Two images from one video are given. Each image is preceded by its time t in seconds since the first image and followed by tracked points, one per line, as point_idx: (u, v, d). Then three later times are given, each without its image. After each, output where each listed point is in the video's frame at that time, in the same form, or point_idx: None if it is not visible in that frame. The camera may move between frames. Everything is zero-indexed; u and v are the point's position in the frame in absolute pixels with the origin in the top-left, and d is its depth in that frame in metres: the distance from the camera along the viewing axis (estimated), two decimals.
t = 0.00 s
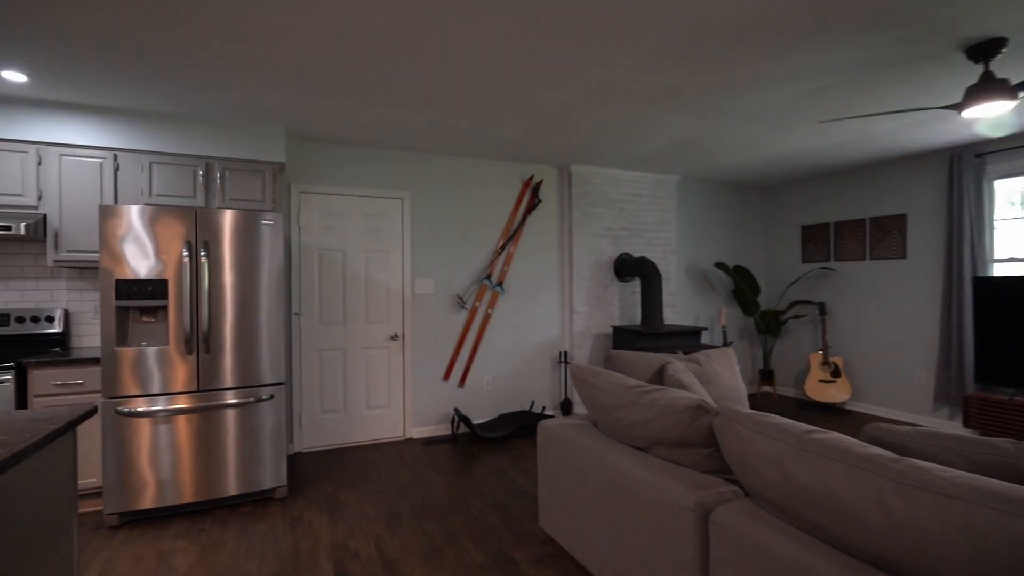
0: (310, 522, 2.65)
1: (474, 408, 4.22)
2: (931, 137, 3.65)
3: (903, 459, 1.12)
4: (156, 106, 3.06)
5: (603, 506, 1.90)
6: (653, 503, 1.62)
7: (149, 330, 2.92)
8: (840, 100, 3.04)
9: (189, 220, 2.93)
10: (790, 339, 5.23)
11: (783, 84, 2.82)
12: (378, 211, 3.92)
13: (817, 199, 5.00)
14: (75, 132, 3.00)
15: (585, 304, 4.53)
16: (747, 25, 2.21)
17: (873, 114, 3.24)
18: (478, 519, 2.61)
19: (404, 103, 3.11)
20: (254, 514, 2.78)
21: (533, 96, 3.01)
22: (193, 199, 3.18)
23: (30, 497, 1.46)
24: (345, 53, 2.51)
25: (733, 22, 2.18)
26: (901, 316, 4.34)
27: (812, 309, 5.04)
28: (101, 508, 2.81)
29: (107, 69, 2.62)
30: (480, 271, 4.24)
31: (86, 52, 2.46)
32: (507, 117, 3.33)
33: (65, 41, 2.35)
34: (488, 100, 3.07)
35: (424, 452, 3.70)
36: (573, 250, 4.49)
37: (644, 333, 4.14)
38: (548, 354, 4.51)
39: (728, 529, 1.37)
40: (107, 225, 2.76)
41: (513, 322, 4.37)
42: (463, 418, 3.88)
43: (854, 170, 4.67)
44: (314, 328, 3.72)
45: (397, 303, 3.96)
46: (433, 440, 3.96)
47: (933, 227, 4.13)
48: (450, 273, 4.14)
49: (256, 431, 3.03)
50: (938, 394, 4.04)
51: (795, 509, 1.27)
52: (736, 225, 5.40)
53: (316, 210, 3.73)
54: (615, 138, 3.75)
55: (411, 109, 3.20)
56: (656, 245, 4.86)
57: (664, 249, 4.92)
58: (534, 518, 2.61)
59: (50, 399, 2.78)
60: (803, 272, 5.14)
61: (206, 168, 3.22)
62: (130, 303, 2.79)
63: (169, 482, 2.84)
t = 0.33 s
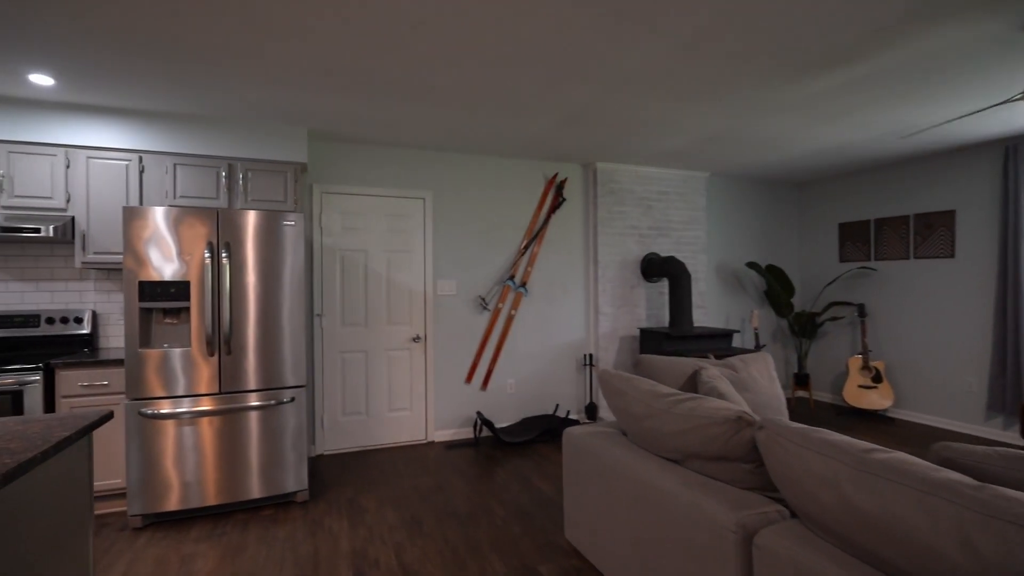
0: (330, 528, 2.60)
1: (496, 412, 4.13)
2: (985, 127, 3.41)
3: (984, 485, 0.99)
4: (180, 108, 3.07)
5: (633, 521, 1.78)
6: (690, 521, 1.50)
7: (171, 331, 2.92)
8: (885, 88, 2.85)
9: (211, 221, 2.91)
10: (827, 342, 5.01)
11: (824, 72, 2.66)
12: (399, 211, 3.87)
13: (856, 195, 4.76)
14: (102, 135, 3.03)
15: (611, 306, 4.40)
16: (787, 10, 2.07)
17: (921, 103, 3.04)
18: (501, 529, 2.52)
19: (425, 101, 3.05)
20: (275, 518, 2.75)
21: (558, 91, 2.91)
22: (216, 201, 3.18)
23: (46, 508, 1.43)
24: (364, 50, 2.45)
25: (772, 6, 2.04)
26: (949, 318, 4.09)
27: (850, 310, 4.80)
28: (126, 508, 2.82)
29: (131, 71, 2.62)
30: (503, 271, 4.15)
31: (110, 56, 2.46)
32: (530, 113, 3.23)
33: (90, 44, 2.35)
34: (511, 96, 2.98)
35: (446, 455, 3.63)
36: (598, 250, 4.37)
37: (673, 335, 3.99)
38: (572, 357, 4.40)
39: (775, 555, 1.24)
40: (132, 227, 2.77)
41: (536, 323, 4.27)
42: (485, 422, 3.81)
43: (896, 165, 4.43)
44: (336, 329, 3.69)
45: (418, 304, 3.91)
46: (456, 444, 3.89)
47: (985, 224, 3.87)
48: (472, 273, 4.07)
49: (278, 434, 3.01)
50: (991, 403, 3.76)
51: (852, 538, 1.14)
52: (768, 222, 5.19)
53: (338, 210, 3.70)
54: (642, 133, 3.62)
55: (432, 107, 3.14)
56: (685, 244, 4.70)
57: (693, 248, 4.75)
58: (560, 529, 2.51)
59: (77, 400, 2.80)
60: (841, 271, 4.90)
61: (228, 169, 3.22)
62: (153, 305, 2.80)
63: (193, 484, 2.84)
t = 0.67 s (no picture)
0: (347, 534, 2.54)
1: (517, 415, 4.05)
2: None
3: None
4: (199, 109, 3.06)
5: (664, 538, 1.67)
6: (728, 543, 1.38)
7: (190, 332, 2.91)
8: (933, 74, 2.67)
9: (230, 221, 2.89)
10: (863, 345, 4.78)
11: (866, 58, 2.49)
12: (419, 211, 3.81)
13: (895, 191, 4.53)
14: (125, 137, 3.04)
15: (635, 307, 4.27)
16: None
17: (972, 90, 2.84)
18: (522, 539, 2.43)
19: (443, 98, 2.98)
20: (292, 522, 2.71)
21: (581, 85, 2.80)
22: (236, 201, 3.17)
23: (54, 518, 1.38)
24: (380, 46, 2.38)
25: None
26: (998, 320, 3.85)
27: (889, 312, 4.57)
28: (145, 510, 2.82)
29: (151, 72, 2.61)
30: (524, 271, 4.06)
31: (129, 56, 2.45)
32: (552, 109, 3.14)
33: (108, 46, 2.35)
34: (531, 91, 2.89)
35: (466, 459, 3.56)
36: (621, 249, 4.24)
37: (700, 337, 3.83)
38: (596, 359, 4.28)
39: None
40: (152, 228, 2.76)
41: (558, 325, 4.17)
42: (506, 426, 3.72)
43: (939, 158, 4.19)
44: (355, 330, 3.65)
45: (438, 305, 3.84)
46: (476, 448, 3.81)
47: None
48: (493, 274, 3.99)
49: (297, 437, 2.97)
50: None
51: (919, 571, 1.01)
52: (800, 220, 4.99)
53: (357, 210, 3.66)
54: (668, 128, 3.49)
55: (451, 103, 3.06)
56: (713, 243, 4.54)
57: (721, 247, 4.58)
58: (584, 540, 2.40)
59: (98, 400, 2.81)
60: (878, 271, 4.67)
61: (248, 169, 3.20)
62: (172, 306, 2.79)
63: (213, 486, 2.82)
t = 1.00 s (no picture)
0: (362, 541, 2.48)
1: (537, 418, 3.95)
2: None
3: None
4: (216, 108, 3.04)
5: (694, 558, 1.55)
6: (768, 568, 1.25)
7: (205, 333, 2.88)
8: (984, 60, 2.48)
9: (247, 221, 2.85)
10: (901, 348, 4.55)
11: (911, 45, 2.32)
12: (438, 210, 3.74)
13: (935, 186, 4.30)
14: (143, 138, 3.03)
15: (659, 308, 4.13)
16: None
17: None
18: (542, 550, 2.33)
19: (461, 94, 2.89)
20: (307, 527, 2.66)
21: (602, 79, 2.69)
22: (253, 200, 3.15)
23: (60, 529, 1.34)
24: (394, 42, 2.31)
25: None
26: None
27: (930, 313, 4.33)
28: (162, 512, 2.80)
29: (166, 72, 2.59)
30: (544, 271, 3.96)
31: (144, 56, 2.42)
32: (572, 103, 3.03)
33: (123, 46, 2.33)
34: (551, 85, 2.78)
35: (484, 464, 3.47)
36: (645, 249, 4.11)
37: (728, 340, 3.67)
38: (618, 361, 4.16)
39: None
40: (169, 228, 2.74)
41: (579, 326, 4.05)
42: (526, 430, 3.62)
43: (985, 151, 3.95)
44: (372, 331, 3.59)
45: (456, 305, 3.76)
46: (495, 452, 3.72)
47: None
48: (512, 273, 3.90)
49: (314, 441, 2.92)
50: None
51: None
52: (833, 217, 4.77)
53: (374, 209, 3.61)
54: (694, 122, 3.35)
55: (468, 100, 2.98)
56: (740, 242, 4.37)
57: (749, 246, 4.41)
58: (607, 553, 2.29)
59: (116, 401, 2.80)
60: (918, 270, 4.43)
61: (264, 168, 3.17)
62: (187, 306, 2.76)
63: (231, 490, 2.79)
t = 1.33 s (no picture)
0: (375, 549, 2.41)
1: (557, 423, 3.84)
2: None
3: None
4: (230, 107, 3.00)
5: None
6: None
7: (218, 334, 2.85)
8: None
9: (261, 220, 2.81)
10: (942, 351, 4.31)
11: (958, 29, 2.15)
12: (454, 209, 3.66)
13: (980, 181, 4.06)
14: (160, 138, 3.02)
15: (683, 309, 3.98)
16: None
17: None
18: (561, 563, 2.23)
19: (475, 89, 2.81)
20: (321, 533, 2.60)
21: (622, 71, 2.57)
22: (268, 200, 3.11)
23: (59, 540, 1.28)
24: (405, 36, 2.23)
25: None
26: None
27: (974, 315, 4.08)
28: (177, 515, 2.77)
29: (179, 71, 2.56)
30: (564, 271, 3.85)
31: (156, 55, 2.39)
32: (592, 97, 2.91)
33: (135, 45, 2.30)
34: (569, 79, 2.68)
35: (502, 469, 3.38)
36: (668, 247, 3.97)
37: (756, 342, 3.51)
38: (640, 364, 4.02)
39: None
40: (183, 228, 2.72)
41: (600, 327, 3.93)
42: (545, 435, 3.52)
43: None
44: (388, 332, 3.53)
45: (473, 306, 3.68)
46: (513, 457, 3.63)
47: None
48: (530, 273, 3.80)
49: (329, 444, 2.86)
50: None
51: None
52: (867, 214, 4.55)
53: (390, 208, 3.55)
54: (720, 115, 3.20)
55: (483, 95, 2.89)
56: (769, 240, 4.19)
57: (778, 244, 4.23)
58: (630, 568, 2.17)
59: (131, 402, 2.79)
60: (960, 270, 4.20)
61: (279, 167, 3.14)
62: (200, 306, 2.73)
63: (247, 493, 2.75)
